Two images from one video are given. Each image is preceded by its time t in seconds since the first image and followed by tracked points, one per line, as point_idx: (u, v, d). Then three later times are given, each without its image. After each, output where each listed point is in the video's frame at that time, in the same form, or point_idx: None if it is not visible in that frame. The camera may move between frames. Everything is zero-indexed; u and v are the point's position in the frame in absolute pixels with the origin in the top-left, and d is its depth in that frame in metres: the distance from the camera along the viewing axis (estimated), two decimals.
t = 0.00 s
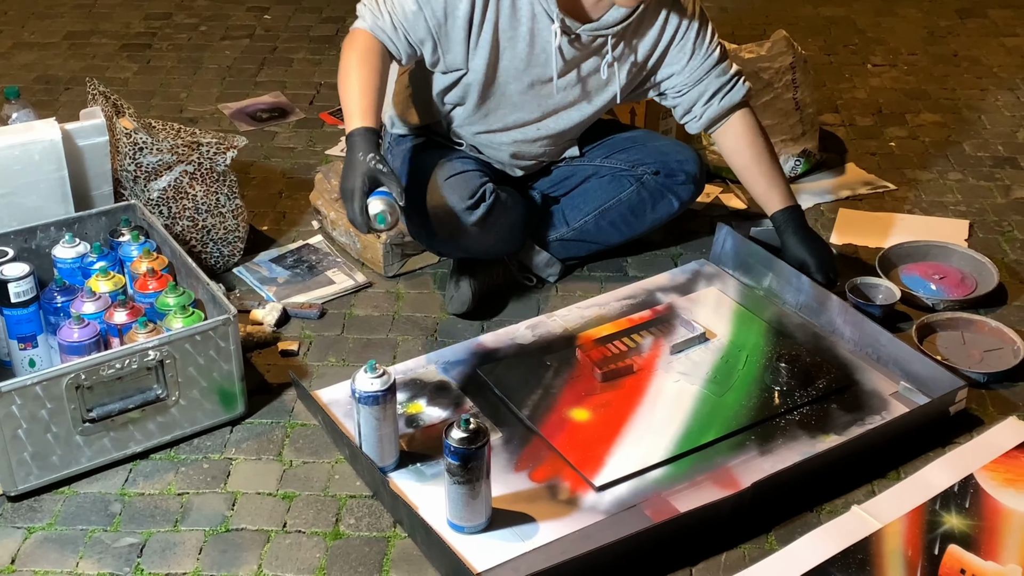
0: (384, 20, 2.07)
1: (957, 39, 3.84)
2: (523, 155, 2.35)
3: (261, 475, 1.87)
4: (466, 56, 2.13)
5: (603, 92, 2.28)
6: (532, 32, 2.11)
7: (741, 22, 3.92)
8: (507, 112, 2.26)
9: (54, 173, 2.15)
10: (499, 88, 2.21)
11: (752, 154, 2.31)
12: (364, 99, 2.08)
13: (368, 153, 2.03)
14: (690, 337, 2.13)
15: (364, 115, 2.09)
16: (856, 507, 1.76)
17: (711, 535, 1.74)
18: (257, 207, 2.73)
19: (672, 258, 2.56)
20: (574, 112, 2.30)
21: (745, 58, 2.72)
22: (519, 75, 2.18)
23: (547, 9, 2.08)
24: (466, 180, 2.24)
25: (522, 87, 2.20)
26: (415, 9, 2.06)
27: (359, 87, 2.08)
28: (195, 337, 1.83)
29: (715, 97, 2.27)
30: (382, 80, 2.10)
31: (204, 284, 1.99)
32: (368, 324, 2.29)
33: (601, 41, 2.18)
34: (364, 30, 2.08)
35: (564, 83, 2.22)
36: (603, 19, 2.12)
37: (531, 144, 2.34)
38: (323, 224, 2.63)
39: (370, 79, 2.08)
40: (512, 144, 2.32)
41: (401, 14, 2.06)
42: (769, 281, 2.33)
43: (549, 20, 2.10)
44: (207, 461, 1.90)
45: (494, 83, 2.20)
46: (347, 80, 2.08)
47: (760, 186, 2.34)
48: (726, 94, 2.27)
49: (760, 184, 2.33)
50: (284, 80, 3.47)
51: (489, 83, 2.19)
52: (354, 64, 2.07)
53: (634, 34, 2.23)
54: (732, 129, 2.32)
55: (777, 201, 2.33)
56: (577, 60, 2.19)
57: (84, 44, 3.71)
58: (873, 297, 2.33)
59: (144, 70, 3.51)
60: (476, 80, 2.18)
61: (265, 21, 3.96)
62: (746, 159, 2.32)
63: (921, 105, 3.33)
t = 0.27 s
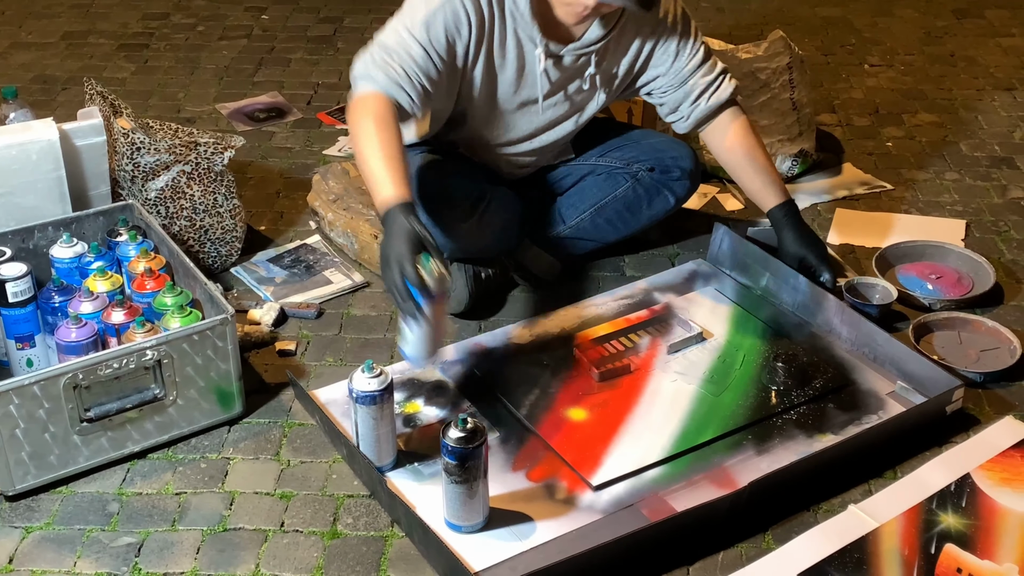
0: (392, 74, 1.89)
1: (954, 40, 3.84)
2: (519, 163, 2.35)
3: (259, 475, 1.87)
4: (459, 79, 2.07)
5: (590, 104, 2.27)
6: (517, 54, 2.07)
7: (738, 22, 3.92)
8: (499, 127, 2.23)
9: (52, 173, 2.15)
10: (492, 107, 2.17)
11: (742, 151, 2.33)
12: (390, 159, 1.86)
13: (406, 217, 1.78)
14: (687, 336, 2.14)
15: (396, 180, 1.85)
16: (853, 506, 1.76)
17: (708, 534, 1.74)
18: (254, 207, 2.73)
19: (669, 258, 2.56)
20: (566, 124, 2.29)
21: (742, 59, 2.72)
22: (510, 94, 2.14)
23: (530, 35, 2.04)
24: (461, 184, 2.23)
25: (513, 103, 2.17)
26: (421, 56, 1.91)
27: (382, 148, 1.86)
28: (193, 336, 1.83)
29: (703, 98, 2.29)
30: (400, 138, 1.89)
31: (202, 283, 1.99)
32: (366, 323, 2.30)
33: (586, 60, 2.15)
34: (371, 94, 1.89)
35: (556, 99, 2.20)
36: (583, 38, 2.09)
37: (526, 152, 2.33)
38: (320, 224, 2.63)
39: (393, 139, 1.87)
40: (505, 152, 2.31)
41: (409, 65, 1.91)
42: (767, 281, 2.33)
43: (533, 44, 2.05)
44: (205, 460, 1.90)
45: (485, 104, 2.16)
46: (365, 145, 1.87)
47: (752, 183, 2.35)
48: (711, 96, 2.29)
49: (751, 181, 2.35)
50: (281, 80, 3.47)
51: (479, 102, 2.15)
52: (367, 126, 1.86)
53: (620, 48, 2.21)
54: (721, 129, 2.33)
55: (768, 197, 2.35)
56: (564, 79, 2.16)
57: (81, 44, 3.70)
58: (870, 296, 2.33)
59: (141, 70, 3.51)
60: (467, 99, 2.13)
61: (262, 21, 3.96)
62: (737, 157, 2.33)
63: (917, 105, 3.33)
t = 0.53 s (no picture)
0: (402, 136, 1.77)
1: (952, 39, 3.85)
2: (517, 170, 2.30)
3: (259, 473, 1.88)
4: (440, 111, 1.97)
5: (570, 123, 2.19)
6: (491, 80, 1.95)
7: (737, 21, 3.92)
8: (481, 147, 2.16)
9: (52, 172, 2.15)
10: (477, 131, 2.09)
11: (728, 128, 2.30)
12: (413, 226, 1.74)
13: (436, 289, 1.69)
14: (686, 335, 2.14)
15: (421, 244, 1.73)
16: (852, 504, 1.77)
17: (707, 532, 1.75)
18: (254, 206, 2.74)
19: (669, 257, 2.56)
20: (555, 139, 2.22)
21: (741, 57, 2.72)
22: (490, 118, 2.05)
23: (512, 69, 1.92)
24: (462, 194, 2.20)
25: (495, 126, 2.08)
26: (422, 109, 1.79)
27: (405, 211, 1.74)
28: (193, 335, 1.83)
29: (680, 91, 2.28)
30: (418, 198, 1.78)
31: (202, 281, 1.99)
32: (366, 322, 2.30)
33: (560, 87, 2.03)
34: (381, 154, 1.77)
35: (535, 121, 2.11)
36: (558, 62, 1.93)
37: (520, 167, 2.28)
38: (320, 223, 2.63)
39: (412, 203, 1.75)
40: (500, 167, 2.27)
41: (414, 123, 1.78)
42: (766, 279, 2.33)
43: (513, 74, 1.93)
44: (205, 459, 1.91)
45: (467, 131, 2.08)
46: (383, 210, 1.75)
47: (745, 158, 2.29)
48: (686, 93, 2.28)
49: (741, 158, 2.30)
50: (280, 80, 3.47)
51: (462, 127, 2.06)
52: (383, 188, 1.75)
53: (600, 66, 2.09)
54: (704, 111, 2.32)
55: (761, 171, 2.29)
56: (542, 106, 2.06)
57: (80, 44, 3.70)
58: (869, 295, 2.34)
59: (140, 69, 3.51)
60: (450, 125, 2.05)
61: (262, 20, 3.96)
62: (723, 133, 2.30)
63: (916, 104, 3.34)
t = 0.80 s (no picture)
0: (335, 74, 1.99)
1: (951, 39, 3.86)
2: (511, 160, 2.33)
3: (260, 472, 1.88)
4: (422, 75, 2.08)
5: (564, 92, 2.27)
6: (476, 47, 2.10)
7: (736, 22, 3.93)
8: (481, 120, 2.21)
9: (53, 172, 2.15)
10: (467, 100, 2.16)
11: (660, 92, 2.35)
12: (325, 156, 2.03)
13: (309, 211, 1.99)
14: (686, 335, 2.15)
15: (324, 168, 2.03)
16: (852, 503, 1.77)
17: (708, 531, 1.75)
18: (254, 206, 2.74)
19: (668, 256, 2.56)
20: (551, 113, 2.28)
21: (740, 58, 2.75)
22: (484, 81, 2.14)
23: (484, 22, 2.04)
24: (462, 186, 2.24)
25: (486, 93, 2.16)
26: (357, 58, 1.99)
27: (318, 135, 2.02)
28: (194, 335, 1.83)
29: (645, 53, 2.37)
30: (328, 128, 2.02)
31: (203, 281, 2.00)
32: (366, 322, 2.30)
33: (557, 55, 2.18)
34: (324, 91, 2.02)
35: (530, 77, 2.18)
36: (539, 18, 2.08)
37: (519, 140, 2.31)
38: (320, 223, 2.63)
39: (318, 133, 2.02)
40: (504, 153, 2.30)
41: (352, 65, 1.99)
42: (766, 279, 2.33)
43: (488, 30, 2.05)
44: (206, 458, 1.91)
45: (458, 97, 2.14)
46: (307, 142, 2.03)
47: (655, 118, 2.36)
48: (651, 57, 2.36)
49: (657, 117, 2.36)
50: (280, 80, 3.47)
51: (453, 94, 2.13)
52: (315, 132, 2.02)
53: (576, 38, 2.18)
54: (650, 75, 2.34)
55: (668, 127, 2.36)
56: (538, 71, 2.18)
57: (80, 44, 3.71)
58: (869, 295, 2.34)
59: (141, 69, 3.51)
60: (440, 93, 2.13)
61: (261, 20, 3.96)
62: (652, 101, 2.35)
63: (915, 104, 3.34)
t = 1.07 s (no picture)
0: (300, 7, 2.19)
1: (951, 39, 3.86)
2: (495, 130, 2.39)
3: (260, 472, 1.88)
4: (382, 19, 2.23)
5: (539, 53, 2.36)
6: None
7: (736, 22, 3.93)
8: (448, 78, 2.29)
9: (53, 172, 2.16)
10: (433, 47, 2.26)
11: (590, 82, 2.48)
12: (306, 75, 2.22)
13: (325, 127, 2.18)
14: (686, 334, 2.15)
15: (311, 86, 2.22)
16: (852, 502, 1.78)
17: (707, 530, 1.75)
18: (254, 205, 2.74)
19: (668, 255, 2.57)
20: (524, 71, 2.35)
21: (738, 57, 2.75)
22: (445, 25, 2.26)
23: None
24: (453, 171, 2.29)
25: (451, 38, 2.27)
26: None
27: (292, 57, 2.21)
28: (194, 334, 1.84)
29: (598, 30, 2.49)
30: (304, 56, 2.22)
31: (203, 281, 2.00)
32: (366, 321, 2.30)
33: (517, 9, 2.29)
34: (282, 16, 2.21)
35: (487, 27, 2.28)
36: None
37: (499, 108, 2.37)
38: (320, 223, 2.63)
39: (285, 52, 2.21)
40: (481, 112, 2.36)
41: None
42: (766, 279, 2.34)
43: None
44: (206, 457, 1.91)
45: (422, 41, 2.25)
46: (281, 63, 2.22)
47: (575, 109, 2.45)
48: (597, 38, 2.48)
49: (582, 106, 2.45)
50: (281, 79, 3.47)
51: (417, 41, 2.25)
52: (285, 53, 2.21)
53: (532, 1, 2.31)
54: (587, 63, 2.48)
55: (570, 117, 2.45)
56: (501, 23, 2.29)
57: (81, 44, 3.71)
58: (868, 294, 2.34)
59: (141, 69, 3.51)
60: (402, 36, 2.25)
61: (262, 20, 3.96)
62: (583, 89, 2.47)
63: (915, 104, 3.35)
